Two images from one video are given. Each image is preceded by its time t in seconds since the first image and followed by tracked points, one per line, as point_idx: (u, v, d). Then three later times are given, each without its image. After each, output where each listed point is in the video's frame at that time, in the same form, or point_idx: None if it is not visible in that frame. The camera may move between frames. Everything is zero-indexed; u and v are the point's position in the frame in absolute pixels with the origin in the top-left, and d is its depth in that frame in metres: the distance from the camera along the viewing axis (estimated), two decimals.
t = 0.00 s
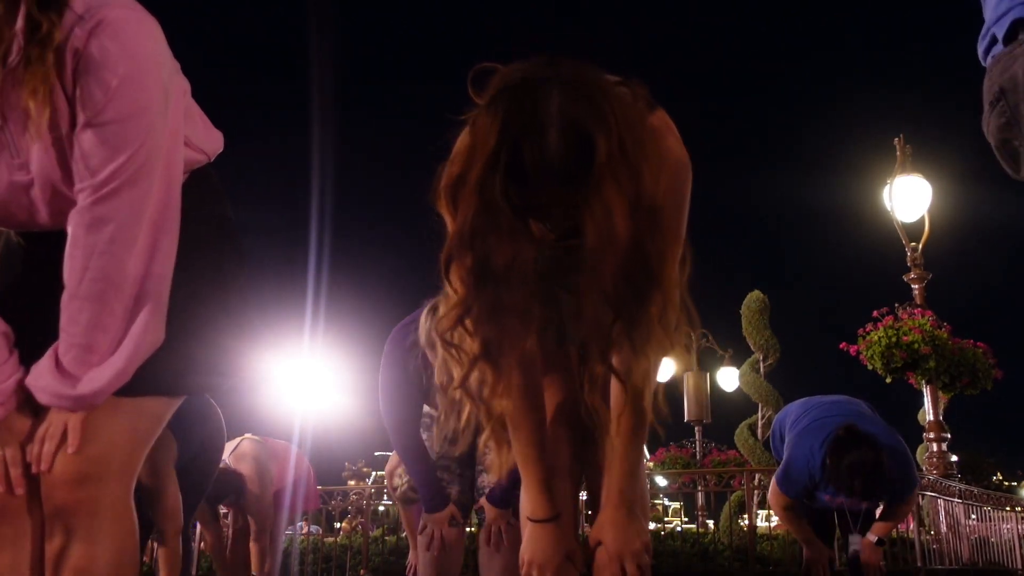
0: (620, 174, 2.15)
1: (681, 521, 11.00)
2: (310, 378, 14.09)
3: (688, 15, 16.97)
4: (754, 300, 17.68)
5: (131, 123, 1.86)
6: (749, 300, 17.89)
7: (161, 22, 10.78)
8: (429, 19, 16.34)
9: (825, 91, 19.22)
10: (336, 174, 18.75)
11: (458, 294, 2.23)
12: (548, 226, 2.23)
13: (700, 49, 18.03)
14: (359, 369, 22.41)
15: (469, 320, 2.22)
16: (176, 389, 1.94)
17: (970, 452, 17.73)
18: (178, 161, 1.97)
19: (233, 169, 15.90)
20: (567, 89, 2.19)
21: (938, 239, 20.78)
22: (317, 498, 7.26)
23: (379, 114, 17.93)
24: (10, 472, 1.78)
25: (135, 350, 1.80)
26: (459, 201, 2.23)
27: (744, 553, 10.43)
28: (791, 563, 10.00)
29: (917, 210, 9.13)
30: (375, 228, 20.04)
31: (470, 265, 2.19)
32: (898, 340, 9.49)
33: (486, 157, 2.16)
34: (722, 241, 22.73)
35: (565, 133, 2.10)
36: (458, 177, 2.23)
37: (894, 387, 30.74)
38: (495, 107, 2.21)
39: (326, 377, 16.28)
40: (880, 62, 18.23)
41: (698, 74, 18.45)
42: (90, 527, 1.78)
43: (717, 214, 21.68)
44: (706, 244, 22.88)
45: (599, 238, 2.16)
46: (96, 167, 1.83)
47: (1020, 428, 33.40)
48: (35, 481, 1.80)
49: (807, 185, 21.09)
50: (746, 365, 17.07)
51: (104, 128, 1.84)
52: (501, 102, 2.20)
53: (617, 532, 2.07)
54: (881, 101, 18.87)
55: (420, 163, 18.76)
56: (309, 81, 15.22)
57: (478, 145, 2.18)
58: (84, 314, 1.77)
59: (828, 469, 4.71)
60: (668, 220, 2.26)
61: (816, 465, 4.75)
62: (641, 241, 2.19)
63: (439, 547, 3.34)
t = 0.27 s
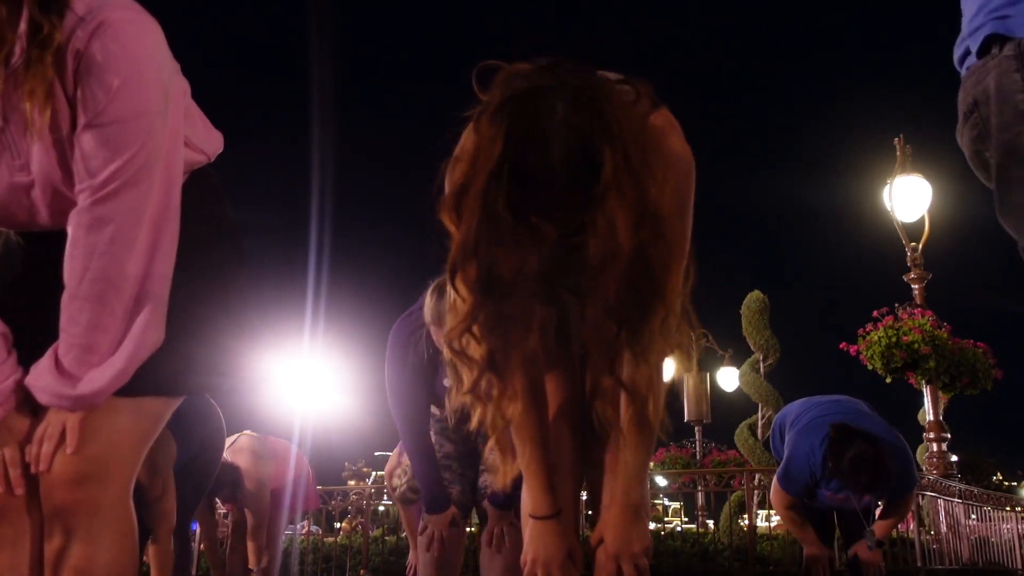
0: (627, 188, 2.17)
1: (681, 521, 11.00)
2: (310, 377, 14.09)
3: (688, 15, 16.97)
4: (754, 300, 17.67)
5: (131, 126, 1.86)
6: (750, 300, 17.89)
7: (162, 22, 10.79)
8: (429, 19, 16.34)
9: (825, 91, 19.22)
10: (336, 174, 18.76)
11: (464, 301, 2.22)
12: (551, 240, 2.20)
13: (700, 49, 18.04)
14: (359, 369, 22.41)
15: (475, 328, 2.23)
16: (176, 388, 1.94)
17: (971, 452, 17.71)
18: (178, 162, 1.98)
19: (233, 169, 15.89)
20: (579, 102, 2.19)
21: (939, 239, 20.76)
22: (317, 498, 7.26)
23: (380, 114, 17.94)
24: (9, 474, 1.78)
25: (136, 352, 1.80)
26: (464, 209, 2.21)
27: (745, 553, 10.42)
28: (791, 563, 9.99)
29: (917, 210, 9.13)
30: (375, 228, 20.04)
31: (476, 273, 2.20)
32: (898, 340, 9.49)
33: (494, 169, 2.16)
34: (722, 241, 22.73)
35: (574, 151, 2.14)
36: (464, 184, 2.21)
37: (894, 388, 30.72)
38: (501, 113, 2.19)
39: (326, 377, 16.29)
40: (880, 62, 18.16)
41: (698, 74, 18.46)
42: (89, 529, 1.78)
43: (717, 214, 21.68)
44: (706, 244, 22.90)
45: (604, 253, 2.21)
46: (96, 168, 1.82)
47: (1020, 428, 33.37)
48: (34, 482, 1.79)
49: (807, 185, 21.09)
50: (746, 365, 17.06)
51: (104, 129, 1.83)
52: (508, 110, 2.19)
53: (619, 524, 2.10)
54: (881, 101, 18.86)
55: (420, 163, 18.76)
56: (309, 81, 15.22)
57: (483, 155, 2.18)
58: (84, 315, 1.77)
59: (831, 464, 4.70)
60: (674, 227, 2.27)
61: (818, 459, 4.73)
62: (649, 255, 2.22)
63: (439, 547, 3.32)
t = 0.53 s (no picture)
0: (631, 215, 2.16)
1: (681, 521, 11.01)
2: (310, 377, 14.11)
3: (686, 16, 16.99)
4: (754, 300, 17.69)
5: (131, 130, 1.86)
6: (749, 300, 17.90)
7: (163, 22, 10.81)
8: (429, 19, 16.37)
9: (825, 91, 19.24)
10: (337, 174, 18.77)
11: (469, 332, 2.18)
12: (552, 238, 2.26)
13: (700, 48, 18.06)
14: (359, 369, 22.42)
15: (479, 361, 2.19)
16: (176, 389, 1.95)
17: (970, 452, 17.72)
18: (178, 163, 1.98)
19: (233, 169, 15.91)
20: (581, 126, 2.17)
21: (938, 239, 20.77)
22: (317, 497, 7.26)
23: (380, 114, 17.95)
24: (10, 474, 1.79)
25: (138, 354, 1.80)
26: (472, 241, 2.17)
27: (744, 553, 10.43)
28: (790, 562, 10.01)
29: (917, 210, 9.13)
30: (375, 228, 20.05)
31: (482, 307, 2.17)
32: (898, 340, 9.50)
33: (502, 203, 2.14)
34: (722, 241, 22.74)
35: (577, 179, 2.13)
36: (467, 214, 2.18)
37: (894, 388, 30.72)
38: (503, 138, 2.16)
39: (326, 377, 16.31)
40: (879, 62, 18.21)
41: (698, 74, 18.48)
42: (89, 530, 1.79)
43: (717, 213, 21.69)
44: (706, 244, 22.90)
45: (607, 288, 2.20)
46: (97, 171, 1.83)
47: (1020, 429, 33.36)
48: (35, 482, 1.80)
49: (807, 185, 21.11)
50: (746, 365, 17.08)
51: (104, 132, 1.84)
52: (508, 135, 2.16)
53: (626, 523, 2.09)
54: (880, 101, 18.88)
55: (420, 163, 18.77)
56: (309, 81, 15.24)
57: (487, 186, 2.15)
58: (86, 320, 1.77)
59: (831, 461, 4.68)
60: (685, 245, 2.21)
61: (818, 456, 4.71)
62: (656, 282, 2.18)
63: (438, 547, 3.35)
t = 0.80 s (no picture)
0: (640, 218, 2.15)
1: (681, 521, 11.01)
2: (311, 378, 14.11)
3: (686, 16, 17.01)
4: (754, 300, 17.70)
5: (131, 131, 1.86)
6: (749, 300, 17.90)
7: (164, 23, 10.84)
8: (429, 19, 16.40)
9: (825, 92, 19.28)
10: (337, 175, 18.79)
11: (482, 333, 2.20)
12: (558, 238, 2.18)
13: (700, 48, 18.09)
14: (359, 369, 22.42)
15: (490, 361, 2.21)
16: (176, 388, 1.94)
17: (970, 451, 17.73)
18: (177, 162, 1.98)
19: (233, 169, 15.92)
20: (593, 126, 2.12)
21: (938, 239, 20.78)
22: (317, 496, 7.24)
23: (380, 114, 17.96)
24: (9, 475, 1.79)
25: (138, 352, 1.80)
26: (486, 243, 2.14)
27: (744, 553, 10.42)
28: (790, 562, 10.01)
29: (917, 210, 9.12)
30: (375, 228, 20.07)
31: (496, 310, 2.18)
32: (898, 340, 9.50)
33: (519, 204, 2.10)
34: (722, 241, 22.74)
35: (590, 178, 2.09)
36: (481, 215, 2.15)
37: (894, 388, 30.72)
38: (515, 138, 2.11)
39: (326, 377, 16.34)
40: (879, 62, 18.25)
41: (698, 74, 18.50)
42: (90, 530, 1.79)
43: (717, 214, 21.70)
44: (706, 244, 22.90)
45: (610, 286, 2.19)
46: (97, 169, 1.83)
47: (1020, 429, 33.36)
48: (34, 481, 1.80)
49: (807, 185, 21.12)
50: (746, 365, 17.08)
51: (102, 132, 1.84)
52: (522, 135, 2.10)
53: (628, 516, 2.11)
54: (880, 101, 18.90)
55: (421, 163, 18.78)
56: (309, 81, 15.26)
57: (502, 187, 2.11)
58: (86, 320, 1.78)
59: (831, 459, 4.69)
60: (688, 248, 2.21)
61: (818, 454, 4.72)
62: (659, 285, 2.20)
63: (438, 549, 3.33)
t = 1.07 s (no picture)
0: (654, 216, 2.14)
1: (681, 521, 11.00)
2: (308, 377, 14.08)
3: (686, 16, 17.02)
4: (754, 300, 17.70)
5: (129, 133, 1.86)
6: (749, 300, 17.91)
7: (165, 24, 10.86)
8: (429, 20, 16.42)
9: (825, 92, 19.29)
10: (337, 176, 18.81)
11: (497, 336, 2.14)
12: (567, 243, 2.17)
13: (700, 48, 18.09)
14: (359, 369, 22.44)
15: (502, 365, 2.15)
16: (174, 389, 1.94)
17: (969, 451, 17.73)
18: (176, 163, 1.97)
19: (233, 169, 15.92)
20: (607, 127, 2.11)
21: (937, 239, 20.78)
22: (319, 496, 7.24)
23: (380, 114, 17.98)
24: (9, 476, 1.79)
25: (138, 354, 1.80)
26: (499, 245, 2.12)
27: (744, 553, 10.43)
28: (791, 562, 10.01)
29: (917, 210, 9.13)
30: (376, 228, 20.08)
31: (513, 312, 2.14)
32: (898, 340, 9.50)
33: (533, 205, 2.09)
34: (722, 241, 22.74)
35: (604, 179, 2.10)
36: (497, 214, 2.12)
37: (894, 389, 30.73)
38: (528, 141, 2.10)
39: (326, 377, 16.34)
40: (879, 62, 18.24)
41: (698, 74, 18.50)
42: (89, 532, 1.78)
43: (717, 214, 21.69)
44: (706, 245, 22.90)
45: (626, 289, 2.17)
46: (97, 170, 1.83)
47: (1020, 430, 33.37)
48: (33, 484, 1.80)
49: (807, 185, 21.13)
50: (746, 365, 17.09)
51: (100, 134, 1.84)
52: (536, 136, 2.10)
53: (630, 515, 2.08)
54: (880, 101, 18.90)
55: (421, 163, 18.78)
56: (309, 81, 15.26)
57: (517, 186, 2.10)
58: (85, 319, 1.78)
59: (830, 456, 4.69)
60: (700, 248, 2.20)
61: (818, 452, 4.72)
62: (674, 282, 2.18)
63: (437, 550, 3.32)
